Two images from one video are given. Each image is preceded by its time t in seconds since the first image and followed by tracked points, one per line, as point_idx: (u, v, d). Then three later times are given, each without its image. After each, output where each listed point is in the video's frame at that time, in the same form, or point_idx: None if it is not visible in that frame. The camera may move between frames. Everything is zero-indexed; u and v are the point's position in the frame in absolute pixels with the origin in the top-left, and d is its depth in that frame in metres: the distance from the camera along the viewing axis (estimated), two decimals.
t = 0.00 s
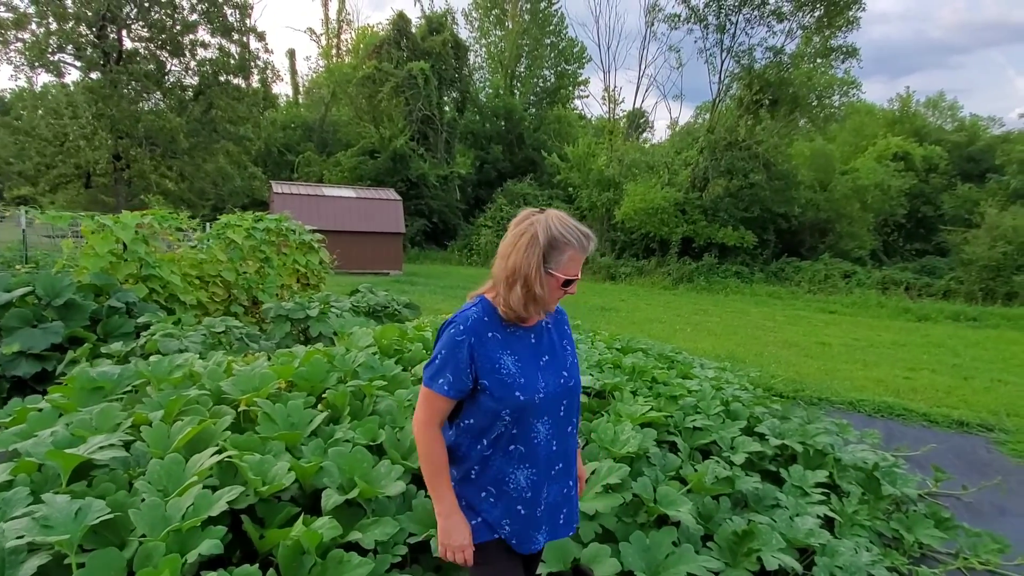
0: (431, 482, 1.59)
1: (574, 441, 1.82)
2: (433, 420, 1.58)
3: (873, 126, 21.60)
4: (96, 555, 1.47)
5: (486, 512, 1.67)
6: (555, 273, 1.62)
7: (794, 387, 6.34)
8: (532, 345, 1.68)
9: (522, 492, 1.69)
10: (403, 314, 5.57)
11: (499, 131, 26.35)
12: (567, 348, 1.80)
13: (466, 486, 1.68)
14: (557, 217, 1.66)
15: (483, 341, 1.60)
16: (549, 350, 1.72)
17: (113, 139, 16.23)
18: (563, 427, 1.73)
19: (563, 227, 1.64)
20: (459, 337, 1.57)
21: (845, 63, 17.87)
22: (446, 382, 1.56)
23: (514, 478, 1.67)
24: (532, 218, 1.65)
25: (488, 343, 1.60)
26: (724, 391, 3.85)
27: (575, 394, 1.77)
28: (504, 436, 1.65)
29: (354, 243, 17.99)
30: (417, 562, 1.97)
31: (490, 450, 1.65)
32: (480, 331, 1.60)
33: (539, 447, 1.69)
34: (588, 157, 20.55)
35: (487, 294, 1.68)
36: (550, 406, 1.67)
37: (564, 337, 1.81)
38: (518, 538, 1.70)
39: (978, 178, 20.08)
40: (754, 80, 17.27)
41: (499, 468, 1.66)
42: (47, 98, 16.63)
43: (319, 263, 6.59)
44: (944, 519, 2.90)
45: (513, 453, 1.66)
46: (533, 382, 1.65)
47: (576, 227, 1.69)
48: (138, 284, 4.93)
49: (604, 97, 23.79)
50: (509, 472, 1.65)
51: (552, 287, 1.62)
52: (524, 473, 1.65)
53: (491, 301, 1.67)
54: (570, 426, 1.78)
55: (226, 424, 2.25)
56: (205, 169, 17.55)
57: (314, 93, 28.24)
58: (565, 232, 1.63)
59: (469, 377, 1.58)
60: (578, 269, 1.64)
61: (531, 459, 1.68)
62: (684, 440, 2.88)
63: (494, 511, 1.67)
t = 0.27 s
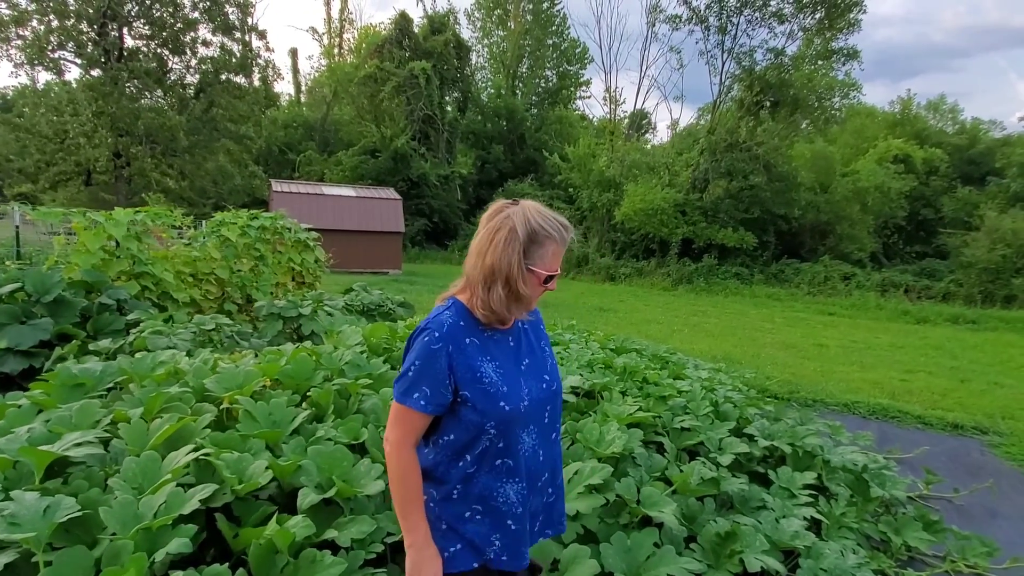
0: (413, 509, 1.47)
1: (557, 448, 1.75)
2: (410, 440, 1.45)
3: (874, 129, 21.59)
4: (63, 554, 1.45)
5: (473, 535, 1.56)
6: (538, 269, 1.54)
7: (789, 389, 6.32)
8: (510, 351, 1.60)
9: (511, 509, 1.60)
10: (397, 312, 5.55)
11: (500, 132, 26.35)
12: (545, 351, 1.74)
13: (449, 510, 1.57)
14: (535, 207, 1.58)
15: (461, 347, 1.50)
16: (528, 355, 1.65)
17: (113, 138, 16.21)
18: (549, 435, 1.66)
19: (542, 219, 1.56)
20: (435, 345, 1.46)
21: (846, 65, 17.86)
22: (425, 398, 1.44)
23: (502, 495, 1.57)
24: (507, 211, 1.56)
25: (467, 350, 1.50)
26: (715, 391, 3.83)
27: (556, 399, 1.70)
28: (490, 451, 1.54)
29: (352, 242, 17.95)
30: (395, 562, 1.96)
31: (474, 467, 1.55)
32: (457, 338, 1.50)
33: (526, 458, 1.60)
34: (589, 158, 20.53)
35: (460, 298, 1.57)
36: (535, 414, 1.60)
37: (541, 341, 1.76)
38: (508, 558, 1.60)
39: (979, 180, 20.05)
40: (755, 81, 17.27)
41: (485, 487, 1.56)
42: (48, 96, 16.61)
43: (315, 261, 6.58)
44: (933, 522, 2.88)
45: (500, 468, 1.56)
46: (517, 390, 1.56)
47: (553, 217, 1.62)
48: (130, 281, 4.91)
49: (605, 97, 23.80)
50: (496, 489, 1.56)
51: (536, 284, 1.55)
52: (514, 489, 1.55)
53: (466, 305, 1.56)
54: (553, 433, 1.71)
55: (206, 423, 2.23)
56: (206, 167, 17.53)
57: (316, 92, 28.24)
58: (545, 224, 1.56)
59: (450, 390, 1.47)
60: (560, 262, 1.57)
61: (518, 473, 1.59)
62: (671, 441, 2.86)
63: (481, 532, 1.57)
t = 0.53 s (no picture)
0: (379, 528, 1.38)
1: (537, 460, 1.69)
2: (378, 454, 1.37)
3: (870, 129, 21.64)
4: (40, 552, 1.45)
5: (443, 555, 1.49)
6: (516, 265, 1.46)
7: (782, 389, 6.33)
8: (486, 359, 1.53)
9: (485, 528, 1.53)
10: (390, 313, 5.54)
11: (497, 132, 26.26)
12: (526, 358, 1.68)
13: (418, 528, 1.50)
14: (509, 198, 1.50)
15: (434, 353, 1.43)
16: (508, 362, 1.58)
17: (110, 138, 16.15)
18: (527, 447, 1.60)
19: (518, 210, 1.48)
20: (405, 351, 1.38)
21: (842, 65, 17.91)
22: (391, 408, 1.36)
23: (476, 513, 1.50)
24: (480, 202, 1.47)
25: (439, 357, 1.43)
26: (704, 391, 3.83)
27: (537, 409, 1.64)
28: (463, 465, 1.47)
29: (346, 243, 17.90)
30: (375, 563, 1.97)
31: (446, 483, 1.48)
32: (429, 343, 1.42)
33: (502, 473, 1.53)
34: (585, 158, 20.53)
35: (433, 299, 1.50)
36: (513, 425, 1.53)
37: (523, 348, 1.70)
38: None
39: (976, 181, 20.09)
40: (751, 81, 17.33)
41: (457, 504, 1.49)
42: (44, 96, 16.56)
43: (308, 262, 6.57)
44: (919, 522, 2.88)
45: (474, 484, 1.49)
46: (493, 400, 1.49)
47: (530, 205, 1.54)
48: (122, 281, 4.89)
49: (602, 98, 23.82)
50: (469, 505, 1.49)
51: (514, 281, 1.47)
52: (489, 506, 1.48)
53: (438, 306, 1.49)
54: (533, 446, 1.65)
55: (189, 422, 2.22)
56: (202, 168, 17.47)
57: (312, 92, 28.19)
58: (521, 216, 1.47)
59: (419, 400, 1.39)
60: (540, 256, 1.50)
61: (494, 489, 1.52)
62: (657, 441, 2.86)
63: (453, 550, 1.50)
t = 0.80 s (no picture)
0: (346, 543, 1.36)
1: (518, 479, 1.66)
2: (349, 467, 1.35)
3: (855, 132, 21.84)
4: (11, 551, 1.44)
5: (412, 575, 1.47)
6: (495, 271, 1.43)
7: (765, 389, 6.38)
8: (466, 372, 1.51)
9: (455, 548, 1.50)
10: (375, 313, 5.53)
11: (485, 133, 26.11)
12: (510, 373, 1.65)
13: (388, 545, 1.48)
14: (489, 200, 1.47)
15: (411, 365, 1.41)
16: (489, 376, 1.56)
17: (94, 137, 15.98)
18: (506, 464, 1.57)
19: (497, 213, 1.45)
20: (381, 362, 1.36)
21: (827, 68, 18.09)
22: (363, 420, 1.34)
23: (446, 534, 1.48)
24: (459, 206, 1.45)
25: (415, 370, 1.40)
26: (685, 392, 3.85)
27: (519, 425, 1.61)
28: (436, 482, 1.46)
29: (333, 244, 17.83)
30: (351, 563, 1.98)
31: (418, 500, 1.46)
32: (407, 355, 1.40)
33: (477, 492, 1.50)
34: (573, 159, 20.57)
35: (412, 307, 1.47)
36: (491, 442, 1.51)
37: (508, 361, 1.67)
38: None
39: (959, 183, 20.33)
40: (736, 84, 17.48)
41: (428, 523, 1.47)
42: (28, 95, 16.38)
43: (293, 262, 6.53)
44: (895, 520, 2.92)
45: (446, 503, 1.47)
46: (471, 416, 1.47)
47: (512, 208, 1.50)
48: (104, 281, 4.85)
49: (590, 99, 23.89)
50: (441, 525, 1.47)
51: (493, 287, 1.43)
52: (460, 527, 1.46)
53: (417, 314, 1.47)
54: (514, 463, 1.62)
55: (165, 422, 2.21)
56: (188, 168, 17.33)
57: (300, 92, 28.07)
58: (500, 219, 1.45)
59: (393, 413, 1.37)
60: (521, 261, 1.46)
61: (468, 509, 1.50)
62: (636, 441, 2.89)
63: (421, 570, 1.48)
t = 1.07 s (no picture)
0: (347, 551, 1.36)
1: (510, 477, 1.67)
2: (349, 472, 1.33)
3: (828, 137, 22.23)
4: None
5: None
6: (488, 265, 1.43)
7: (737, 389, 6.47)
8: (460, 372, 1.51)
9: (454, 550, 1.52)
10: (350, 312, 5.49)
11: (465, 133, 26.18)
12: (500, 371, 1.66)
13: (386, 549, 1.48)
14: (479, 195, 1.48)
15: (409, 366, 1.40)
16: (482, 376, 1.57)
17: (63, 132, 15.60)
18: (500, 462, 1.59)
19: (487, 206, 1.46)
20: (378, 364, 1.34)
21: (801, 75, 18.38)
22: (363, 426, 1.32)
23: (446, 535, 1.49)
24: (448, 201, 1.45)
25: (412, 371, 1.39)
26: (657, 390, 3.89)
27: (511, 424, 1.63)
28: (436, 485, 1.45)
29: (308, 242, 17.66)
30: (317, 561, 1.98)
31: (416, 505, 1.45)
32: (403, 354, 1.39)
33: (476, 492, 1.51)
34: (552, 161, 20.63)
35: (404, 305, 1.47)
36: (488, 442, 1.51)
37: (497, 359, 1.68)
38: None
39: (927, 189, 20.78)
40: (713, 88, 17.69)
41: (427, 526, 1.47)
42: None
43: (266, 260, 6.45)
44: (859, 516, 2.97)
45: (446, 505, 1.48)
46: (469, 416, 1.48)
47: (500, 201, 1.51)
48: (69, 278, 4.74)
49: (569, 101, 23.99)
50: (441, 526, 1.47)
51: (486, 282, 1.44)
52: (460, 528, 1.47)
53: (408, 313, 1.46)
54: (508, 463, 1.63)
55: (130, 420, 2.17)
56: (161, 164, 17.03)
57: (276, 89, 27.76)
58: (491, 213, 1.45)
59: (393, 416, 1.36)
60: (513, 255, 1.47)
61: (466, 509, 1.51)
62: (607, 438, 2.90)
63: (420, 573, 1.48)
